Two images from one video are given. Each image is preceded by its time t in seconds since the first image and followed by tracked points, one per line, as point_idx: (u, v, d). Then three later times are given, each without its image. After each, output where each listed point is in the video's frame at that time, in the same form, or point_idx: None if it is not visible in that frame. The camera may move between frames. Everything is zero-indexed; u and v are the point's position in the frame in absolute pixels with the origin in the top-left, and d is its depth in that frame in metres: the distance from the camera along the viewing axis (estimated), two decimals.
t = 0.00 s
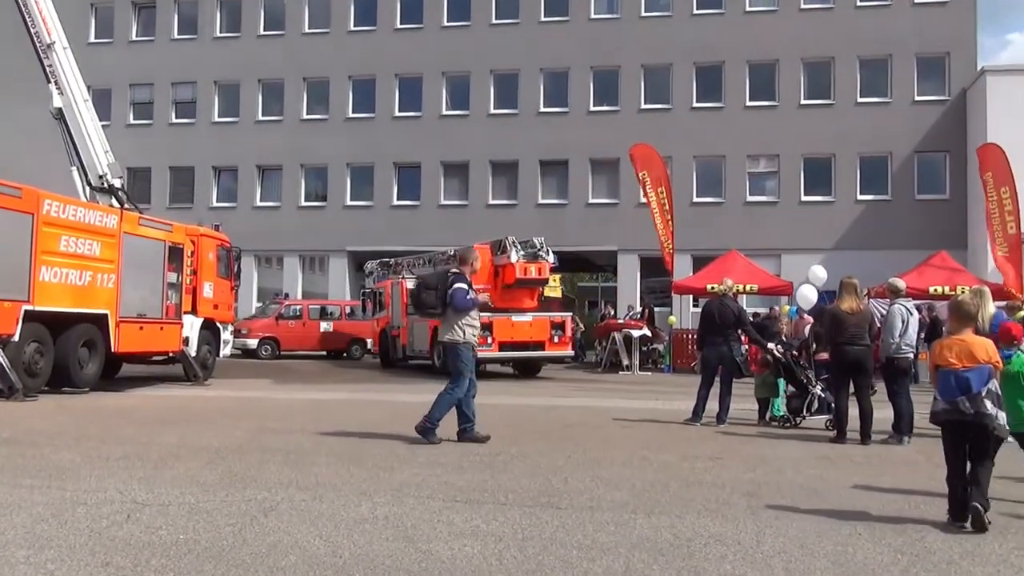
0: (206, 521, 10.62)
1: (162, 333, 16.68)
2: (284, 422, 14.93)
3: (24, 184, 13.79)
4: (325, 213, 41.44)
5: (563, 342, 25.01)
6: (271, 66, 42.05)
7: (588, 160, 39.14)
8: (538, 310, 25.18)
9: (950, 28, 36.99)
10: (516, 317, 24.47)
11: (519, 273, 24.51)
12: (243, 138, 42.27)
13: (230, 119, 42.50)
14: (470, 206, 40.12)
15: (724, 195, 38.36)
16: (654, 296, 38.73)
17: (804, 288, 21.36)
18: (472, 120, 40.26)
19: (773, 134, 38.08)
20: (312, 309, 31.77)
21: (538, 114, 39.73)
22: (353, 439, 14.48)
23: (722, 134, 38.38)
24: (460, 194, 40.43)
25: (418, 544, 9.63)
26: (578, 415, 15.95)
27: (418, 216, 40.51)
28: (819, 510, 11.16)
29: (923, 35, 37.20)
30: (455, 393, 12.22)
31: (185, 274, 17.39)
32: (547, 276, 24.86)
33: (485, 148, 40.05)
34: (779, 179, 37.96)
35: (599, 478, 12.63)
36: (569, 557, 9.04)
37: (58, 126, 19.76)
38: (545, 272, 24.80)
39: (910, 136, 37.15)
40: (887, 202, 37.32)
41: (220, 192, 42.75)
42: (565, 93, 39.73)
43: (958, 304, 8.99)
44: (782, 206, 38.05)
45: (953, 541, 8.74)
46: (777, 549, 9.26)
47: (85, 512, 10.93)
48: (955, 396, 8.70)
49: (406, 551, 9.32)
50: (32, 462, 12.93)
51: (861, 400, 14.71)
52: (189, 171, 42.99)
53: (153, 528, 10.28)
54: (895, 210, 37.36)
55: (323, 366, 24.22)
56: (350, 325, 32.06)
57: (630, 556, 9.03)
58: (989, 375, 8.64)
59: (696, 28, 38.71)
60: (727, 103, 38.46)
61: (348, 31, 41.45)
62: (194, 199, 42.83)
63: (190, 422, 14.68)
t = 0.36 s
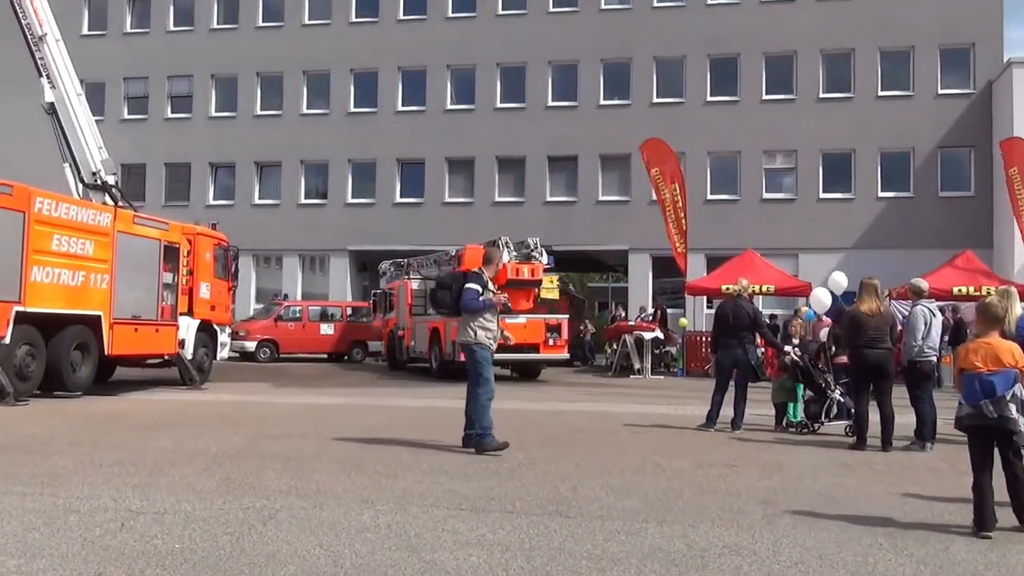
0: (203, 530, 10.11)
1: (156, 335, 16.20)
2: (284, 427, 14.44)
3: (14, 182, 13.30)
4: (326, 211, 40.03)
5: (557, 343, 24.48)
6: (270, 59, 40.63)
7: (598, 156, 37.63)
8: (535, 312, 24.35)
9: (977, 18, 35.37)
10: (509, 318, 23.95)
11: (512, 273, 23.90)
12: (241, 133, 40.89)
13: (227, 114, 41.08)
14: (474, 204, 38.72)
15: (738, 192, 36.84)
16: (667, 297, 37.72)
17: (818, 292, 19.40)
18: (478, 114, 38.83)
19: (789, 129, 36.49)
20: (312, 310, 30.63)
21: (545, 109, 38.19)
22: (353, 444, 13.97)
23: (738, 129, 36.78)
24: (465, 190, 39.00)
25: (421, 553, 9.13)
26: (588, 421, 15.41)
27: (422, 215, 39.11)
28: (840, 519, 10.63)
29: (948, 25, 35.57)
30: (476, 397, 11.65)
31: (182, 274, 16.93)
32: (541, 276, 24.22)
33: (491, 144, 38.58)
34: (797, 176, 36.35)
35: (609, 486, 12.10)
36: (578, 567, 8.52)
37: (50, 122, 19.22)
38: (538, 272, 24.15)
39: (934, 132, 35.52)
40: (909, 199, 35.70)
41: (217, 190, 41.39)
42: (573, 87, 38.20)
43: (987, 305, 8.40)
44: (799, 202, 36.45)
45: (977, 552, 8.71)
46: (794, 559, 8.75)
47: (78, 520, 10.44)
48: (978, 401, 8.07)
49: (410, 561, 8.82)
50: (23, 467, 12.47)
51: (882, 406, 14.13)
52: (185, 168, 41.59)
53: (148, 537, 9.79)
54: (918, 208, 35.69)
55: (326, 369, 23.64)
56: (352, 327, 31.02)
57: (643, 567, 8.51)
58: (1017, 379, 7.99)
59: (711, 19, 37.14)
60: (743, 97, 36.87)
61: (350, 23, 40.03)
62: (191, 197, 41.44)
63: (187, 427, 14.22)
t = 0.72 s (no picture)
0: (197, 539, 9.61)
1: (149, 338, 15.75)
2: (280, 432, 13.95)
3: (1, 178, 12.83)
4: (323, 208, 38.82)
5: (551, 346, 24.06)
6: (265, 50, 39.41)
7: (605, 149, 36.66)
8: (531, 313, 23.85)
9: (997, 6, 34.35)
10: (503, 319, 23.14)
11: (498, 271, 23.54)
12: (236, 128, 39.66)
13: (221, 108, 39.87)
14: (477, 200, 37.58)
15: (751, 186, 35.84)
16: (677, 296, 36.60)
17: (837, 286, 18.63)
18: (481, 107, 37.73)
19: (807, 123, 35.44)
20: (309, 311, 29.87)
21: (550, 101, 37.18)
22: (351, 448, 13.48)
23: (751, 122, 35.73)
24: (467, 186, 37.86)
25: (423, 562, 8.64)
26: (594, 425, 14.89)
27: (423, 212, 37.96)
28: (859, 526, 10.12)
29: (967, 14, 34.56)
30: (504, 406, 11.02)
31: (174, 274, 16.47)
32: (531, 277, 24.15)
33: (494, 137, 37.49)
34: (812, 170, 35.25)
35: (618, 493, 11.58)
36: None
37: (37, 117, 18.79)
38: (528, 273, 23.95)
39: (953, 123, 34.54)
40: (927, 193, 34.70)
41: (210, 187, 40.13)
42: (579, 80, 37.19)
43: None
44: (815, 197, 35.41)
45: (1000, 561, 8.61)
46: (811, 569, 8.27)
47: (67, 529, 9.95)
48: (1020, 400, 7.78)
49: (411, 570, 8.35)
50: (11, 473, 12.02)
51: (901, 409, 13.54)
52: (177, 164, 40.32)
53: (139, 546, 9.30)
54: (938, 203, 34.67)
55: (325, 372, 23.05)
56: (349, 327, 30.28)
57: None
58: None
59: (722, 9, 36.16)
60: (755, 89, 35.86)
61: (348, 13, 38.85)
62: (184, 194, 40.15)
63: (180, 432, 13.75)
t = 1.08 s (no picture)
0: (191, 547, 9.14)
1: (143, 338, 15.30)
2: (278, 437, 13.48)
3: None
4: (322, 203, 38.26)
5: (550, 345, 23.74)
6: (261, 41, 38.85)
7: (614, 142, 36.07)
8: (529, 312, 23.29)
9: None
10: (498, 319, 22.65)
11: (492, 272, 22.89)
12: (231, 121, 39.07)
13: (216, 101, 39.29)
14: (482, 195, 37.00)
15: (766, 179, 35.27)
16: (690, 294, 35.79)
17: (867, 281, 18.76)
18: (485, 99, 37.15)
19: (821, 114, 34.79)
20: (308, 311, 29.17)
21: (556, 92, 36.54)
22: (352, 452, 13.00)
23: (765, 115, 35.16)
24: (471, 181, 37.30)
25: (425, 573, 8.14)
26: (603, 429, 14.39)
27: (424, 206, 37.37)
28: (882, 533, 9.63)
29: None
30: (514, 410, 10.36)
31: (169, 273, 16.03)
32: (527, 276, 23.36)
33: (498, 129, 36.90)
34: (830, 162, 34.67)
35: (628, 499, 11.07)
36: None
37: (26, 110, 18.60)
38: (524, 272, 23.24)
39: (972, 112, 33.86)
40: (949, 186, 33.99)
41: (205, 182, 39.59)
42: (587, 70, 36.58)
43: None
44: (833, 191, 34.75)
45: None
46: None
47: (58, 536, 9.50)
48: None
49: None
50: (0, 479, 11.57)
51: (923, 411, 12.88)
52: (171, 158, 39.79)
53: (133, 554, 8.84)
54: (958, 195, 33.94)
55: (324, 373, 22.59)
56: (348, 328, 29.66)
57: None
58: None
59: None
60: (770, 79, 35.25)
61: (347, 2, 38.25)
62: (177, 189, 39.65)
63: (174, 436, 13.29)
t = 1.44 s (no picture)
0: (189, 555, 8.70)
1: (138, 341, 14.90)
2: (279, 441, 13.04)
3: None
4: (324, 199, 37.39)
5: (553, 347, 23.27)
6: (260, 33, 38.01)
7: (625, 135, 35.19)
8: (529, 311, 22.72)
9: None
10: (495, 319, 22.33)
11: (490, 272, 22.24)
12: (228, 116, 38.27)
13: (213, 95, 38.46)
14: (488, 190, 36.14)
15: (783, 173, 34.29)
16: (703, 292, 35.23)
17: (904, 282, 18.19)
18: (490, 91, 36.27)
19: (840, 104, 33.89)
20: (308, 312, 28.47)
21: (563, 85, 35.72)
22: (354, 458, 12.55)
23: (781, 107, 34.24)
24: (477, 176, 36.46)
25: None
26: (612, 433, 13.92)
27: (428, 202, 36.55)
28: (905, 540, 9.16)
29: None
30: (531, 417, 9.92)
31: (165, 272, 15.64)
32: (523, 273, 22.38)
33: (504, 123, 36.05)
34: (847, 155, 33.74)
35: (640, 505, 10.61)
36: None
37: (18, 104, 18.21)
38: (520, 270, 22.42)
39: (995, 104, 32.90)
40: (975, 181, 33.00)
41: (202, 178, 38.71)
42: (597, 61, 35.73)
43: None
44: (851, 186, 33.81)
45: None
46: None
47: (51, 544, 9.05)
48: None
49: None
50: None
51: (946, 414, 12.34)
52: (166, 154, 38.91)
53: (127, 564, 8.37)
54: (984, 191, 32.93)
55: (327, 376, 22.11)
56: (351, 329, 29.00)
57: None
58: None
59: None
60: (785, 69, 34.37)
61: None
62: (173, 185, 38.71)
63: (171, 441, 12.86)
